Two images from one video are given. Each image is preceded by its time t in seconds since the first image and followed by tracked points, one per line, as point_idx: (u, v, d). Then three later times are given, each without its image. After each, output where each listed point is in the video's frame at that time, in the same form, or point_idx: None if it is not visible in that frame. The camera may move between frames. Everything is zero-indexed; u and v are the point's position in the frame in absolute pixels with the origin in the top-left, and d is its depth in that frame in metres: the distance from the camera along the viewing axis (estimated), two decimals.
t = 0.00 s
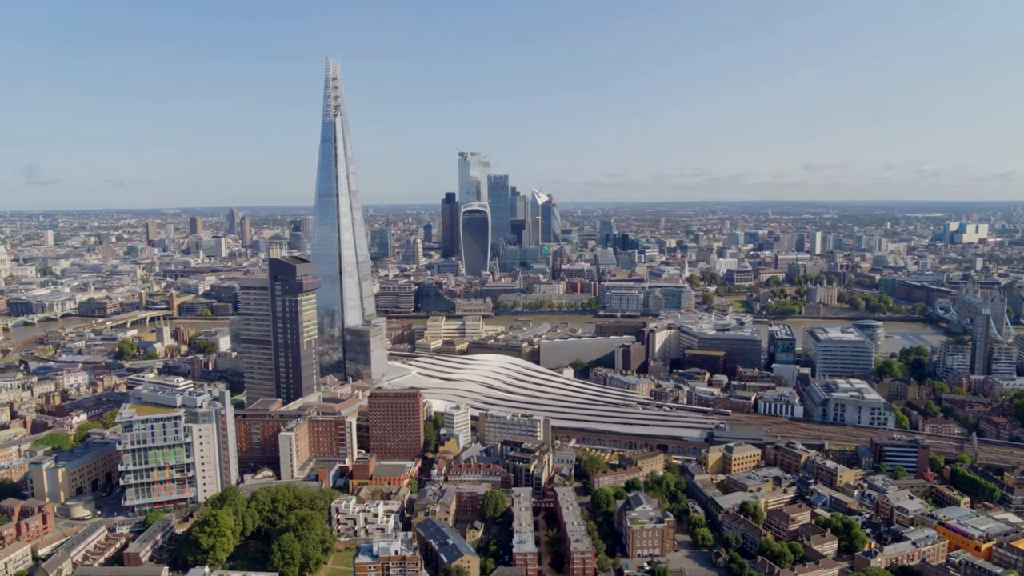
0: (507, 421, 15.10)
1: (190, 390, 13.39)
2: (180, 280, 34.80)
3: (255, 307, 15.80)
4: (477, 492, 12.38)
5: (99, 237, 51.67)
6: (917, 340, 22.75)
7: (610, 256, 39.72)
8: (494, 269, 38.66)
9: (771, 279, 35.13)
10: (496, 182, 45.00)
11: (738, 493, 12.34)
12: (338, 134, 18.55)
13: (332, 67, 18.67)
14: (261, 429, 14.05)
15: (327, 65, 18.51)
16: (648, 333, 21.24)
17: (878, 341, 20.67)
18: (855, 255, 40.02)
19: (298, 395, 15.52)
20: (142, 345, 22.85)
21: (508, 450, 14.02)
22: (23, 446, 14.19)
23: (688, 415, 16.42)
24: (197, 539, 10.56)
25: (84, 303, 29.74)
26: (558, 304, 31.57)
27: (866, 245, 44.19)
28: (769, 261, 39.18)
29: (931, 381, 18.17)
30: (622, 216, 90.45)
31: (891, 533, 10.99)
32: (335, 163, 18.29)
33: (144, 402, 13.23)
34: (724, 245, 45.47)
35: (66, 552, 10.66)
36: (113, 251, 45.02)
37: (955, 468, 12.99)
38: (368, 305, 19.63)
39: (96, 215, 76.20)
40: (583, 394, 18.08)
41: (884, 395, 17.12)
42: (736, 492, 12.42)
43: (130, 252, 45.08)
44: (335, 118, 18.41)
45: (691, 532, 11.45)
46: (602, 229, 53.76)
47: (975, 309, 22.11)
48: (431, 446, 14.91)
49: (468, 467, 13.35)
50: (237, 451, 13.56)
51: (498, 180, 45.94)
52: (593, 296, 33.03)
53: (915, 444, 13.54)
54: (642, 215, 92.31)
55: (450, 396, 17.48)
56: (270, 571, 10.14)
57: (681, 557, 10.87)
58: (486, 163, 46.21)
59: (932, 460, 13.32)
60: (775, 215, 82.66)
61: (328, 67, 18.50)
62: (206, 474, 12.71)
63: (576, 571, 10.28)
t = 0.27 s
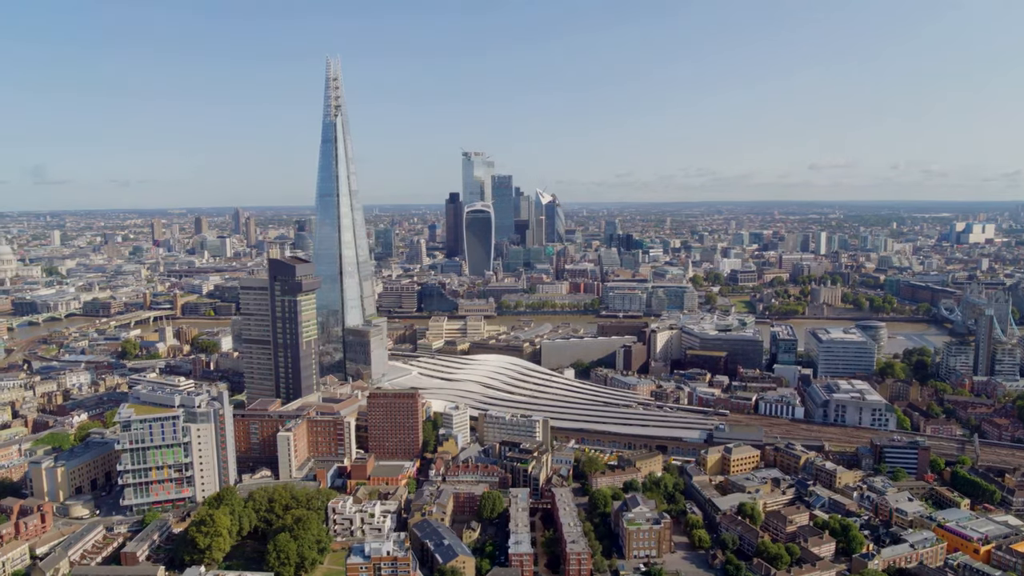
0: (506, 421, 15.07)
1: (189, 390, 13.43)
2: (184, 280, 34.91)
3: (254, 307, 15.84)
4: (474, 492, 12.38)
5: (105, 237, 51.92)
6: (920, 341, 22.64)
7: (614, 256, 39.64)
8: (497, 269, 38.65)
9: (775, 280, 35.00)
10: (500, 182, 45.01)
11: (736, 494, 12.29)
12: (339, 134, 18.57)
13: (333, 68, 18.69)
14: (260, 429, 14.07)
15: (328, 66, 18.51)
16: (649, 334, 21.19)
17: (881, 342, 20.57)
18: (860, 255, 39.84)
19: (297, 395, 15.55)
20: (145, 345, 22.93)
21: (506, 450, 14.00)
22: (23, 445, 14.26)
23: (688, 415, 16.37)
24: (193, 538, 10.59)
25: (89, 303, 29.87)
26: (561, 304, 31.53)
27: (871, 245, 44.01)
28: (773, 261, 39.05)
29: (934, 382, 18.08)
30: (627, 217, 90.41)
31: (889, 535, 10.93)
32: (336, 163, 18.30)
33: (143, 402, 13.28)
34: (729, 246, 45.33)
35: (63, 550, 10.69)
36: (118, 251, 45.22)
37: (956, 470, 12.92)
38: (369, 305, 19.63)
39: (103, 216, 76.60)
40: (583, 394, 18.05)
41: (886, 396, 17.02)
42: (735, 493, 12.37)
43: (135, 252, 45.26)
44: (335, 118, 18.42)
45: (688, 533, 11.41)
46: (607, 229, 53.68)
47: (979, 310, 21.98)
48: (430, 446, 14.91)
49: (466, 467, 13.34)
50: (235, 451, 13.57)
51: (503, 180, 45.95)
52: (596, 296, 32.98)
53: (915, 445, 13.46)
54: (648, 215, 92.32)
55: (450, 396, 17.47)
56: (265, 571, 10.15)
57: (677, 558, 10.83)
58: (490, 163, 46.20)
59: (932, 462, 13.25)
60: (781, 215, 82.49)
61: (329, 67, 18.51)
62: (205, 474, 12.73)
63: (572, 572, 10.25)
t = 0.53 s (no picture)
0: (505, 421, 15.05)
1: (188, 390, 13.45)
2: (187, 280, 35.02)
3: (254, 307, 15.85)
4: (471, 492, 12.37)
5: (110, 237, 52.11)
6: (923, 342, 22.53)
7: (617, 256, 39.60)
8: (500, 269, 38.65)
9: (779, 280, 34.90)
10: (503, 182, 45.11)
11: (734, 495, 12.26)
12: (339, 134, 18.58)
13: (333, 67, 18.70)
14: (258, 429, 14.07)
15: (328, 66, 18.52)
16: (650, 334, 21.15)
17: (884, 343, 20.49)
18: (864, 255, 39.72)
19: (297, 395, 15.56)
20: (147, 344, 23.00)
21: (505, 450, 13.99)
22: (24, 445, 14.31)
23: (688, 416, 16.33)
24: (190, 539, 10.60)
25: (92, 302, 29.98)
26: (563, 304, 31.51)
27: (875, 245, 43.86)
28: (777, 262, 38.95)
29: (935, 383, 18.00)
30: (631, 217, 90.35)
31: (888, 537, 10.88)
32: (336, 163, 18.31)
33: (141, 401, 13.31)
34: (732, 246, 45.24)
35: (60, 550, 10.72)
36: (122, 251, 45.38)
37: (956, 471, 12.85)
38: (369, 305, 19.64)
39: (108, 215, 76.93)
40: (583, 395, 18.02)
41: (887, 397, 16.96)
42: (733, 494, 12.33)
43: (140, 252, 45.42)
44: (336, 119, 18.43)
45: (685, 534, 11.38)
46: (610, 229, 53.63)
47: (983, 310, 21.88)
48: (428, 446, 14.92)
49: (464, 468, 13.33)
50: (234, 451, 13.58)
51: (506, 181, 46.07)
52: (598, 296, 32.95)
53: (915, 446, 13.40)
54: (652, 215, 92.26)
55: (450, 397, 17.48)
56: (261, 571, 10.17)
57: (674, 560, 10.80)
58: (493, 163, 46.20)
59: (933, 463, 13.18)
60: (786, 215, 82.33)
61: (329, 67, 18.52)
62: (203, 473, 12.74)
63: (568, 573, 10.23)
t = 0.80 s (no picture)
0: (504, 422, 15.03)
1: (186, 389, 13.47)
2: (191, 280, 35.13)
3: (254, 307, 15.89)
4: (468, 492, 12.37)
5: (116, 236, 52.34)
6: (926, 342, 22.42)
7: (621, 256, 39.54)
8: (503, 269, 38.64)
9: (783, 280, 34.78)
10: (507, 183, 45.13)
11: (732, 496, 12.21)
12: (340, 135, 18.58)
13: (334, 68, 18.71)
14: (257, 429, 14.07)
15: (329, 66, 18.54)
16: (651, 334, 21.11)
17: (886, 343, 20.40)
18: (869, 255, 39.55)
19: (296, 395, 15.59)
20: (150, 344, 23.08)
21: (503, 451, 13.98)
22: (25, 444, 14.38)
23: (688, 417, 16.28)
24: (186, 538, 10.63)
25: (97, 302, 30.12)
26: (566, 304, 31.47)
27: (881, 246, 43.67)
28: (781, 262, 38.82)
29: (938, 384, 17.91)
30: (637, 217, 90.24)
31: (886, 538, 10.82)
32: (336, 164, 18.32)
33: (140, 401, 13.34)
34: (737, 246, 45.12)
35: (58, 548, 10.76)
36: (128, 250, 45.56)
37: (956, 473, 12.76)
38: (370, 305, 19.65)
39: (115, 215, 77.31)
40: (583, 395, 17.99)
41: (889, 398, 16.88)
42: (731, 496, 12.29)
43: (145, 252, 45.59)
44: (336, 119, 18.44)
45: (682, 535, 11.34)
46: (615, 229, 53.57)
47: (987, 311, 21.75)
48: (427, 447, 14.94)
49: (462, 468, 13.34)
50: (232, 450, 13.60)
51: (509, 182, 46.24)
52: (601, 296, 32.90)
53: (915, 447, 13.32)
54: (657, 215, 92.12)
55: (449, 397, 17.49)
56: (257, 571, 10.18)
57: (671, 561, 10.77)
58: (497, 163, 46.20)
59: (933, 464, 13.10)
60: (792, 215, 82.09)
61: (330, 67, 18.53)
62: (201, 473, 12.76)
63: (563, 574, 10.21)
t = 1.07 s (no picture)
0: (503, 422, 15.01)
1: (186, 389, 13.50)
2: (195, 280, 35.24)
3: (254, 307, 15.92)
4: (465, 492, 12.36)
5: (122, 236, 52.53)
6: (929, 343, 22.31)
7: (624, 256, 39.48)
8: (507, 269, 38.63)
9: (787, 280, 34.66)
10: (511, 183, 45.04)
11: (730, 497, 12.17)
12: (340, 135, 18.59)
13: (335, 68, 18.72)
14: (256, 428, 14.09)
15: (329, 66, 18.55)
16: (652, 335, 21.05)
17: (889, 344, 20.30)
18: (874, 256, 39.39)
19: (296, 394, 15.62)
20: (152, 343, 23.15)
21: (501, 451, 13.97)
22: (25, 443, 14.44)
23: (687, 418, 16.23)
24: (183, 537, 10.65)
25: (101, 302, 30.25)
26: (569, 305, 31.43)
27: (886, 246, 43.48)
28: (786, 262, 38.70)
29: (940, 385, 17.81)
30: (642, 217, 90.13)
31: (884, 540, 10.76)
32: (337, 164, 18.33)
33: (140, 400, 13.39)
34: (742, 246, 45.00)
35: (56, 547, 10.80)
36: (133, 250, 45.71)
37: (956, 474, 12.68)
38: (370, 306, 19.66)
39: (122, 215, 77.67)
40: (583, 395, 17.96)
41: (890, 399, 16.80)
42: (729, 497, 12.25)
43: (150, 251, 45.75)
44: (337, 119, 18.44)
45: (679, 536, 11.31)
46: (619, 229, 53.49)
47: (991, 311, 21.63)
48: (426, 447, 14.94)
49: (459, 468, 13.34)
50: (231, 450, 13.64)
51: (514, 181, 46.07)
52: (604, 296, 32.85)
53: (915, 449, 13.24)
54: (663, 215, 92.02)
55: (448, 397, 17.50)
56: (252, 570, 10.20)
57: (667, 562, 10.73)
58: (501, 163, 46.35)
59: (933, 466, 13.02)
60: (798, 215, 81.86)
61: (331, 68, 18.54)
62: (200, 472, 12.80)
63: None
